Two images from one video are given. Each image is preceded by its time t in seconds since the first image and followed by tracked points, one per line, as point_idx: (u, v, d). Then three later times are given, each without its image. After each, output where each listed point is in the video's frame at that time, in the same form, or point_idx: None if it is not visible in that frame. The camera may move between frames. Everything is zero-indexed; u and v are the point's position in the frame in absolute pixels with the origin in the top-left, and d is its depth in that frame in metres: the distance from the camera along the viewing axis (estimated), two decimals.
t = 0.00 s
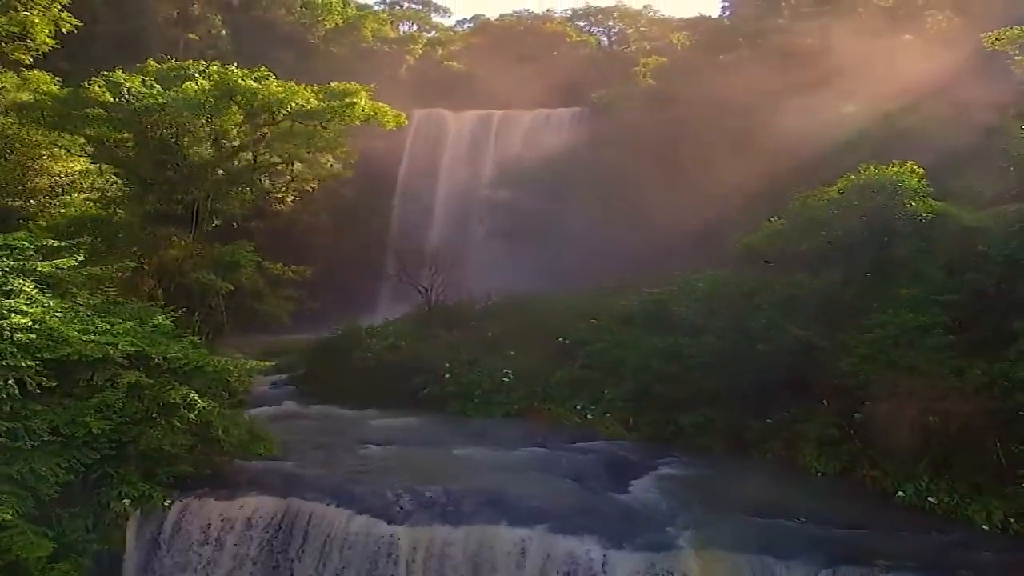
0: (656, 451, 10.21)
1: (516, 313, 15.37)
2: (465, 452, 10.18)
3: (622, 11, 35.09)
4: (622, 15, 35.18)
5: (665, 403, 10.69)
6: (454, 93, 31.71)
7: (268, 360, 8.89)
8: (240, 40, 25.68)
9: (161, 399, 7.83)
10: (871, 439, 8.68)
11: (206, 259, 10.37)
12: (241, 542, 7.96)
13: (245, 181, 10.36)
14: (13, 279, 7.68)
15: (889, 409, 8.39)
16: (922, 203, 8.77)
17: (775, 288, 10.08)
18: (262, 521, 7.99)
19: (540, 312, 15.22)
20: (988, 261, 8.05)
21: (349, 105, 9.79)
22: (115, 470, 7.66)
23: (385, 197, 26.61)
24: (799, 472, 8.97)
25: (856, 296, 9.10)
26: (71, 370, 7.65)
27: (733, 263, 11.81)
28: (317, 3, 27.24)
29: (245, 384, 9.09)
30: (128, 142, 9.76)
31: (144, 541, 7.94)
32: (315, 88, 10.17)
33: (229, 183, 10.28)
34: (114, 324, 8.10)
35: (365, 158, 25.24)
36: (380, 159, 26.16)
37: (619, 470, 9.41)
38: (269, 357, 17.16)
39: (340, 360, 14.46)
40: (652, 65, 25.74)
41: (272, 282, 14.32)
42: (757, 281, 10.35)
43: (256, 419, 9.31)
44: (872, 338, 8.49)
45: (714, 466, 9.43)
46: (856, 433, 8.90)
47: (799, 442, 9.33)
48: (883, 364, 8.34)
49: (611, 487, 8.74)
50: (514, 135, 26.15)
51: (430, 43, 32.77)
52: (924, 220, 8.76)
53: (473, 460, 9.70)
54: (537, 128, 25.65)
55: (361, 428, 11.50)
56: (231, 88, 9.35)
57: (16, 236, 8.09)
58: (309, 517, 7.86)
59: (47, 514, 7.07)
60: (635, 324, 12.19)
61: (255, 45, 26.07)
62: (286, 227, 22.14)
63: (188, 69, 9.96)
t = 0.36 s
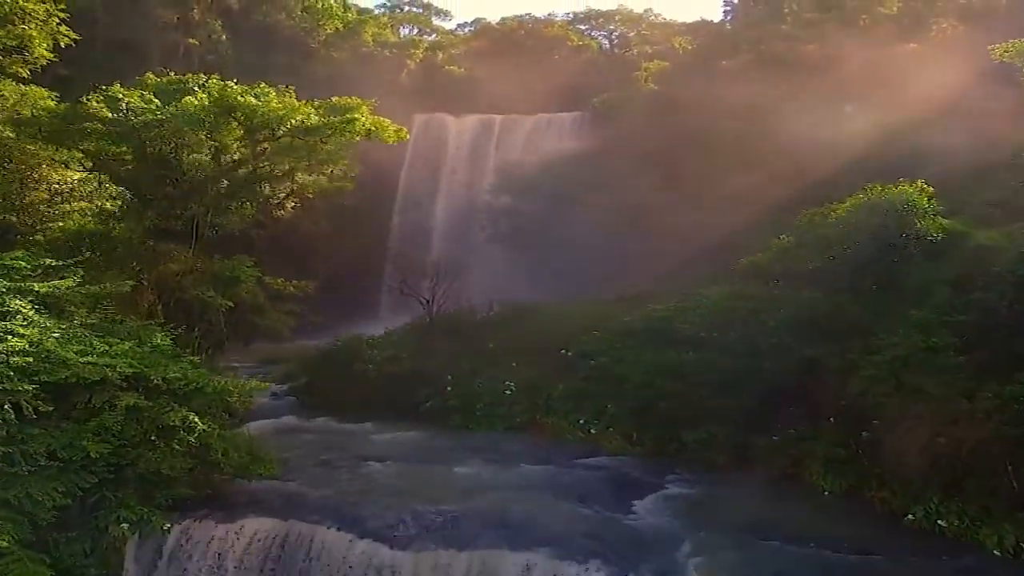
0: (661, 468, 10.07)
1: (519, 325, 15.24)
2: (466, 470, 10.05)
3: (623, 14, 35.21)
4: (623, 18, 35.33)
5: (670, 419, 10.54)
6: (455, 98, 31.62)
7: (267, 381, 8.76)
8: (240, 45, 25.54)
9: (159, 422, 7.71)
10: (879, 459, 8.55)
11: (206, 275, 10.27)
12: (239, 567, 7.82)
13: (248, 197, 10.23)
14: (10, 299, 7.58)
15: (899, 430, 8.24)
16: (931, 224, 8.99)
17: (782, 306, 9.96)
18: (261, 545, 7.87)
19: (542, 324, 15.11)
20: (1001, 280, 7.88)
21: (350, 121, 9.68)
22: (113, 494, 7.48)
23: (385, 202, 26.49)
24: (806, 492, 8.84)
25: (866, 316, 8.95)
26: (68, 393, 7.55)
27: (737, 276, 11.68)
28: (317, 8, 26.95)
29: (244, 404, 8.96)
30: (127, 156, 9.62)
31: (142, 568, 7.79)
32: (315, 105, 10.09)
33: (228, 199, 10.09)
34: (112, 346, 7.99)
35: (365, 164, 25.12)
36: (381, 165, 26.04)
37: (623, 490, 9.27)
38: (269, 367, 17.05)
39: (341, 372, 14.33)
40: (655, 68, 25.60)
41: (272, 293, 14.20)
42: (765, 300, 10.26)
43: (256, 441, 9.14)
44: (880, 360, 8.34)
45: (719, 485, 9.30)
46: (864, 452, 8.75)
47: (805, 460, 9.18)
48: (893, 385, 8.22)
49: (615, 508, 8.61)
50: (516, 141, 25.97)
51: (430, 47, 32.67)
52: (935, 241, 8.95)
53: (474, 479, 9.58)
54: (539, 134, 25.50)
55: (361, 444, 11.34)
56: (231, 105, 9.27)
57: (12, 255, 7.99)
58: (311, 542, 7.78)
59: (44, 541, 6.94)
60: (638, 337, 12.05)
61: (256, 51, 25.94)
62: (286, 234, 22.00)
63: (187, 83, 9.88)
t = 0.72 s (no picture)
0: (664, 485, 9.97)
1: (521, 335, 15.17)
2: (466, 487, 9.93)
3: (624, 17, 35.29)
4: (623, 21, 35.54)
5: (673, 435, 10.45)
6: (455, 102, 31.60)
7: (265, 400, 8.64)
8: (240, 49, 25.42)
9: (156, 443, 7.57)
10: (886, 478, 8.43)
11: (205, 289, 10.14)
12: None
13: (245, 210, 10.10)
14: (4, 319, 7.45)
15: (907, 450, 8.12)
16: (942, 241, 8.61)
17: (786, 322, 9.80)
18: (259, 568, 7.72)
19: (544, 334, 15.03)
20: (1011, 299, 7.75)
21: (349, 136, 9.55)
22: (108, 518, 7.28)
23: (386, 208, 26.53)
24: (812, 511, 8.72)
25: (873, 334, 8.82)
26: (63, 415, 7.40)
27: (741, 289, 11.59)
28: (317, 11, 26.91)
29: (242, 424, 8.83)
30: (124, 170, 9.47)
31: None
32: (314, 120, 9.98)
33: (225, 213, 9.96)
34: (108, 366, 7.86)
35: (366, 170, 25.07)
36: (381, 170, 25.98)
37: (626, 508, 9.16)
38: (268, 375, 17.00)
39: (342, 383, 14.26)
40: (657, 72, 25.51)
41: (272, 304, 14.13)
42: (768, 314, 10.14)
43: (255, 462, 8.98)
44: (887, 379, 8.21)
45: (724, 503, 9.18)
46: (871, 472, 8.62)
47: (811, 479, 9.06)
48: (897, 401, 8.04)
49: (619, 528, 8.49)
50: (517, 146, 25.79)
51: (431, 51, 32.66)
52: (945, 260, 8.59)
53: (476, 497, 9.45)
54: (539, 138, 25.32)
55: (361, 458, 11.25)
56: (229, 119, 9.03)
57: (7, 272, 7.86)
58: (307, 565, 7.61)
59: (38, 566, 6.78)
60: (642, 350, 11.95)
61: (256, 55, 25.81)
62: (286, 241, 21.95)
63: (184, 96, 9.76)
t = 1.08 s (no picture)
0: (669, 503, 9.84)
1: (523, 346, 15.05)
2: (468, 506, 9.79)
3: (625, 21, 35.28)
4: (624, 24, 35.60)
5: (678, 452, 10.30)
6: (455, 106, 31.51)
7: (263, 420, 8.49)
8: (240, 53, 25.24)
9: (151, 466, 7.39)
10: (894, 500, 8.29)
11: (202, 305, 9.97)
12: None
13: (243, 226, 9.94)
14: None
15: (917, 472, 7.97)
16: (954, 260, 8.24)
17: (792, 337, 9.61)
18: None
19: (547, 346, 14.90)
20: None
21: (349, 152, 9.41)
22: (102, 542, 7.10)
23: (386, 214, 26.54)
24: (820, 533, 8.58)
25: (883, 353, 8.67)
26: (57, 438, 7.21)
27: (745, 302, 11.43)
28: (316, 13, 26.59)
29: (239, 445, 8.66)
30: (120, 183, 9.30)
31: None
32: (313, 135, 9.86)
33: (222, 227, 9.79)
34: (103, 387, 7.69)
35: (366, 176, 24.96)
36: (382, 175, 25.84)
37: (631, 528, 9.01)
38: (268, 385, 16.87)
39: (343, 395, 14.14)
40: (658, 76, 25.38)
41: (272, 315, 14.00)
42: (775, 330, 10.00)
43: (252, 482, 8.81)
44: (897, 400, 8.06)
45: (729, 524, 9.04)
46: (880, 492, 8.46)
47: (819, 499, 8.93)
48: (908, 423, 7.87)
49: (623, 549, 8.35)
50: (517, 152, 25.60)
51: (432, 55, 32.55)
52: (957, 279, 8.20)
53: (478, 518, 9.28)
54: (538, 144, 25.14)
55: (361, 475, 11.11)
56: (226, 134, 8.90)
57: None
58: None
59: None
60: (646, 363, 11.79)
61: (256, 59, 25.63)
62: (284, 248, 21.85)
63: (181, 109, 9.61)
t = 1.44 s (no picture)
0: (675, 523, 9.66)
1: (524, 356, 14.85)
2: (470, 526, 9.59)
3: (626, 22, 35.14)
4: (626, 26, 35.47)
5: (684, 469, 10.11)
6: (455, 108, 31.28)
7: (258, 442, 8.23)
8: (238, 56, 24.92)
9: (144, 492, 7.14)
10: (906, 522, 8.12)
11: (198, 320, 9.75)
12: None
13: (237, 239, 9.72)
14: None
15: (931, 496, 7.77)
16: (969, 281, 8.03)
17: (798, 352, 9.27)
18: None
19: (548, 355, 14.70)
20: None
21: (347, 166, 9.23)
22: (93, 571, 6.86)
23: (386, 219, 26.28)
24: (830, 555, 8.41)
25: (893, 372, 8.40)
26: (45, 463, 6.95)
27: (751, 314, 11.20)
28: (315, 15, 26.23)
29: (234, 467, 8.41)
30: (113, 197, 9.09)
31: None
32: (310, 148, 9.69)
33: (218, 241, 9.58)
34: (93, 409, 7.44)
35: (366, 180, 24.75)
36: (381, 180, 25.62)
37: (637, 549, 8.83)
38: (265, 395, 16.65)
39: (341, 406, 13.92)
40: (660, 79, 25.18)
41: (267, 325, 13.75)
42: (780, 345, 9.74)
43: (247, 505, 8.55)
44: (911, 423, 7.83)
45: (737, 545, 8.88)
46: (892, 514, 8.28)
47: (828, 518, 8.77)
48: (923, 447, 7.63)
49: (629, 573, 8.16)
50: (517, 156, 25.37)
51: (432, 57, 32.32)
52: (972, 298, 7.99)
53: (480, 540, 9.09)
54: (539, 148, 24.92)
55: (360, 491, 10.91)
56: (221, 149, 8.67)
57: None
58: None
59: None
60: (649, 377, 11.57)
61: (254, 62, 25.32)
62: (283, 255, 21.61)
63: (177, 122, 9.39)
